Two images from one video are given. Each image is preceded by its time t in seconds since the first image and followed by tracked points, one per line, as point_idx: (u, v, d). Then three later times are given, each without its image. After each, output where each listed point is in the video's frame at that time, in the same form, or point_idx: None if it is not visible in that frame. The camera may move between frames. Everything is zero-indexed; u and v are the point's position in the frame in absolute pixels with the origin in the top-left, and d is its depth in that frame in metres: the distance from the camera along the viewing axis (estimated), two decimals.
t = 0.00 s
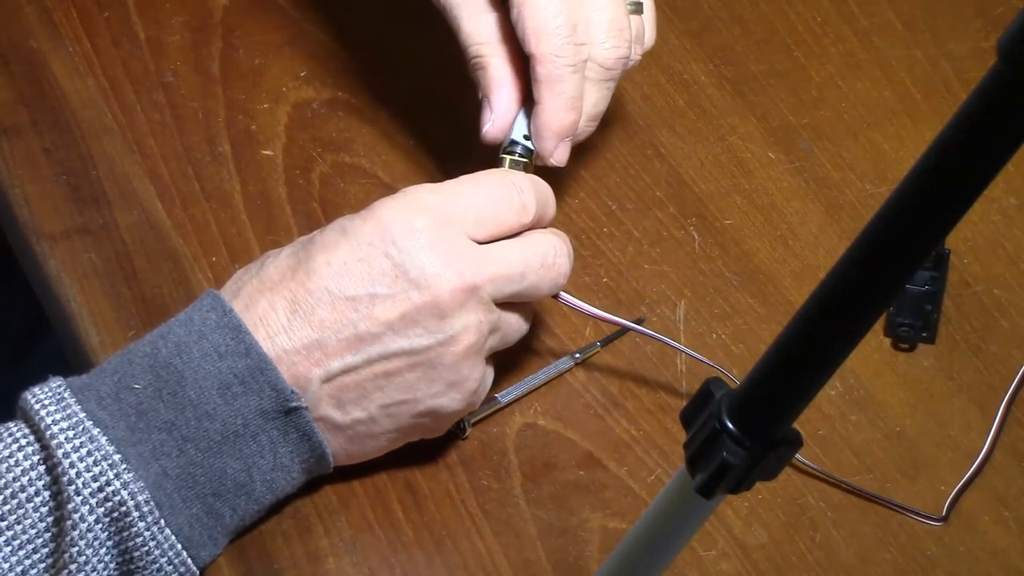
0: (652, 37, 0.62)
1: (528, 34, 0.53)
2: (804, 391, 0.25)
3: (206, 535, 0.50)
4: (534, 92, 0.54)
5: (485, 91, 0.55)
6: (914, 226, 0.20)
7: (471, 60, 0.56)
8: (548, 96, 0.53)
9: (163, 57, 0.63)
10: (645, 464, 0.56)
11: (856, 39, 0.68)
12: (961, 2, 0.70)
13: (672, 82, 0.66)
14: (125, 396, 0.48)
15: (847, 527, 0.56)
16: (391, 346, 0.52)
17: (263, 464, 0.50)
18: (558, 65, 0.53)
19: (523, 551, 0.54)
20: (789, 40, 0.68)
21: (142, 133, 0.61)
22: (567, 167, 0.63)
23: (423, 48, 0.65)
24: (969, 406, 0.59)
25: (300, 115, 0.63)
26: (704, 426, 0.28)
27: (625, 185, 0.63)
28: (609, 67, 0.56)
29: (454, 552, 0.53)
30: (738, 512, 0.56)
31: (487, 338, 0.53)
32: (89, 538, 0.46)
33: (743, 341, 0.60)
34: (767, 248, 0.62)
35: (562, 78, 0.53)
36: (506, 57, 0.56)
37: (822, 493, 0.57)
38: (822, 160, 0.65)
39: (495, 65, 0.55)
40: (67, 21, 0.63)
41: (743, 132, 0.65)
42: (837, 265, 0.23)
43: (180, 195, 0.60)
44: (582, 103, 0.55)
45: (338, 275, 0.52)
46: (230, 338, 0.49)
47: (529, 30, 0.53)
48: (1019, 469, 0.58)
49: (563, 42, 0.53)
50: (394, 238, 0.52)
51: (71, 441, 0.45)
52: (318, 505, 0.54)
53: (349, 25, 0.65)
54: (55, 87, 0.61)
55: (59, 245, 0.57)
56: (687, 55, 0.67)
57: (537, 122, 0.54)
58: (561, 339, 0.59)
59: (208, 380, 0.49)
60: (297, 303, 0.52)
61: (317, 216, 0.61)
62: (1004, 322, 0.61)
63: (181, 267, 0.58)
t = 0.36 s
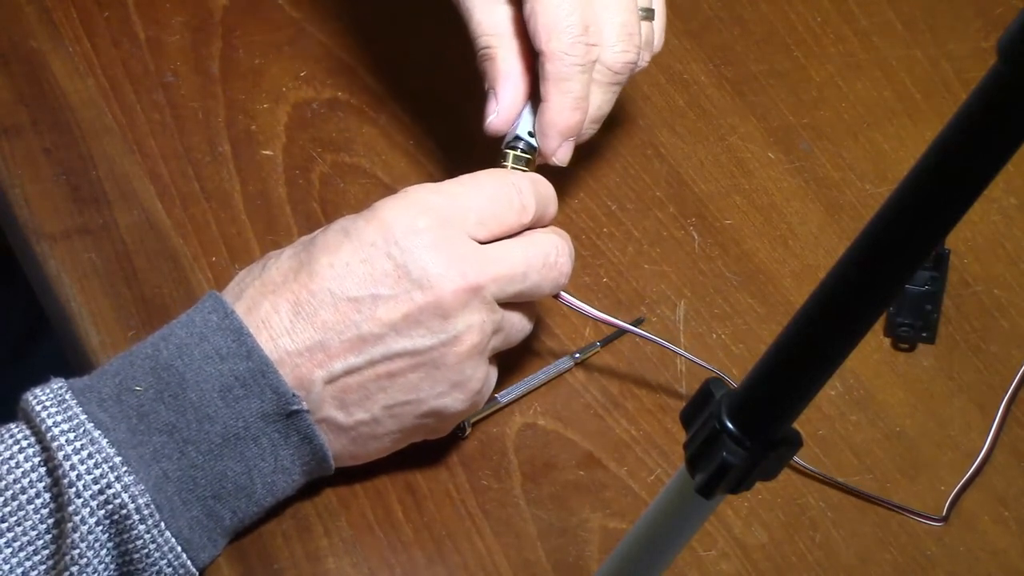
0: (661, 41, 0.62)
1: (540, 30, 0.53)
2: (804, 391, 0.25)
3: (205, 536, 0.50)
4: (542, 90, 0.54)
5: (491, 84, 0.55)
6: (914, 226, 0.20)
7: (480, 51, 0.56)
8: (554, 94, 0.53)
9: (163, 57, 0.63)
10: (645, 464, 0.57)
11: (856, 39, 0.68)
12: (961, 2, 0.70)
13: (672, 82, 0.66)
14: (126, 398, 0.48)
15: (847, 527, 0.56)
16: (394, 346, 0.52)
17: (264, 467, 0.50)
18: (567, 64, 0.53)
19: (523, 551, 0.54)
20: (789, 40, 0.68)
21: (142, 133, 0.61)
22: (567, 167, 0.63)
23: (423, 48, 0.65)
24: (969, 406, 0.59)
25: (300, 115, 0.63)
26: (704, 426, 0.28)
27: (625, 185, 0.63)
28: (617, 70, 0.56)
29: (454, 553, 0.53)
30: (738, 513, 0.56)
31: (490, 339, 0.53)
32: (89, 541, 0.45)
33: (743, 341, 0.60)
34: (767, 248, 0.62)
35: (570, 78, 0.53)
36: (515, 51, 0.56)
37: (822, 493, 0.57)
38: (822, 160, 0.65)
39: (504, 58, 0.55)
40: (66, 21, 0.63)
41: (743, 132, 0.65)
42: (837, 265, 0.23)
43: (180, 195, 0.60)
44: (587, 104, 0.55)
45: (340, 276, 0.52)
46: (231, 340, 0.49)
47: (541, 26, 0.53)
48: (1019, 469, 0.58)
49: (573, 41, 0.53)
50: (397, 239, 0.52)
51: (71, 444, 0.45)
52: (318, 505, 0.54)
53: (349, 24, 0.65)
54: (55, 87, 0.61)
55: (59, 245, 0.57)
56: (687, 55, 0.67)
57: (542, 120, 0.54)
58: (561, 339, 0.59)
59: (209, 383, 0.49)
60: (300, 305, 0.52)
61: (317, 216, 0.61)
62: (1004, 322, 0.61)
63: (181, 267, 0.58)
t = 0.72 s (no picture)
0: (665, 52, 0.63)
1: (556, 27, 0.53)
2: (804, 391, 0.25)
3: (206, 538, 0.50)
4: (550, 86, 0.54)
5: (498, 76, 0.55)
6: (914, 226, 0.20)
7: (488, 42, 0.56)
8: (562, 91, 0.53)
9: (163, 57, 0.63)
10: (645, 464, 0.57)
11: (856, 39, 0.68)
12: (961, 2, 0.70)
13: (672, 82, 0.66)
14: (129, 400, 0.47)
15: (847, 526, 0.56)
16: (401, 344, 0.52)
17: (266, 470, 0.50)
18: (580, 63, 0.53)
19: (523, 552, 0.54)
20: (789, 39, 0.68)
21: (142, 133, 0.61)
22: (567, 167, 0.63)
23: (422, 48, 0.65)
24: (969, 406, 0.59)
25: (300, 114, 0.63)
26: (704, 426, 0.28)
27: (625, 185, 0.63)
28: (626, 77, 0.56)
29: (454, 552, 0.54)
30: (738, 512, 0.56)
31: (496, 334, 0.54)
32: (92, 543, 0.45)
33: (743, 341, 0.60)
34: (767, 248, 0.62)
35: (580, 77, 0.53)
36: (526, 46, 0.55)
37: (822, 493, 0.57)
38: (822, 160, 0.65)
39: (515, 52, 0.55)
40: (66, 21, 0.63)
41: (743, 132, 0.65)
42: (837, 265, 0.23)
43: (180, 195, 0.60)
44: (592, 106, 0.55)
45: (346, 275, 0.52)
46: (235, 343, 0.49)
47: (558, 23, 0.53)
48: (1020, 469, 0.58)
49: (589, 40, 0.53)
50: (402, 237, 0.52)
51: (74, 446, 0.45)
52: (319, 505, 0.54)
53: (349, 24, 0.65)
54: (55, 87, 0.61)
55: (59, 245, 0.57)
56: (687, 55, 0.67)
57: (547, 117, 0.54)
58: (560, 338, 0.59)
59: (212, 385, 0.48)
60: (306, 305, 0.51)
61: (318, 215, 0.61)
62: (1004, 321, 0.61)
63: (181, 267, 0.58)
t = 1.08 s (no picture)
0: (664, 58, 0.64)
1: (560, 15, 0.54)
2: (804, 391, 0.25)
3: (209, 542, 0.50)
4: (550, 74, 0.54)
5: (496, 61, 0.54)
6: (914, 226, 0.20)
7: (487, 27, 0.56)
8: (561, 80, 0.53)
9: (163, 57, 0.63)
10: (645, 464, 0.57)
11: (856, 39, 0.68)
12: (961, 2, 0.70)
13: (672, 82, 0.66)
14: (134, 404, 0.47)
15: (847, 526, 0.56)
16: (409, 348, 0.52)
17: (271, 475, 0.50)
18: (581, 53, 0.53)
19: (523, 552, 0.54)
20: (789, 39, 0.68)
21: (142, 133, 0.61)
22: (567, 167, 0.63)
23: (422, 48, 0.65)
24: (969, 406, 0.59)
25: (300, 114, 0.63)
26: (704, 426, 0.28)
27: (625, 185, 0.62)
28: (625, 72, 0.57)
29: (454, 552, 0.54)
30: (738, 512, 0.56)
31: (502, 332, 0.54)
32: (96, 549, 0.45)
33: (743, 341, 0.60)
34: (767, 248, 0.62)
35: (580, 67, 0.54)
36: (526, 33, 0.55)
37: (822, 492, 0.57)
38: (822, 160, 0.65)
39: (514, 39, 0.55)
40: (67, 21, 0.63)
41: (743, 132, 0.65)
42: (837, 264, 0.23)
43: (179, 195, 0.60)
44: (590, 98, 0.55)
45: (354, 281, 0.51)
46: (240, 348, 0.49)
47: (562, 11, 0.54)
48: (1020, 468, 0.58)
49: (592, 31, 0.54)
50: (409, 241, 0.51)
51: (79, 451, 0.45)
52: (319, 505, 0.54)
53: (349, 24, 0.65)
54: (55, 87, 0.61)
55: (59, 245, 0.57)
56: (687, 55, 0.67)
57: (545, 105, 0.53)
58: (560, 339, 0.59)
59: (217, 390, 0.48)
60: (314, 312, 0.51)
61: (318, 216, 0.61)
62: (1004, 322, 0.62)
63: (181, 268, 0.58)
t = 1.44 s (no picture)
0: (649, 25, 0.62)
1: None
2: (804, 391, 0.25)
3: (211, 545, 0.49)
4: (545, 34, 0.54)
5: (481, 19, 0.52)
6: (913, 226, 0.20)
7: None
8: (557, 38, 0.53)
9: (163, 57, 0.63)
10: (645, 464, 0.57)
11: (856, 39, 0.68)
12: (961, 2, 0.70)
13: (672, 82, 0.66)
14: (140, 414, 0.46)
15: (847, 526, 0.56)
16: (427, 367, 0.52)
17: (275, 480, 0.49)
18: (577, 14, 0.54)
19: (523, 552, 0.54)
20: (789, 39, 0.68)
21: (143, 133, 0.61)
22: (567, 167, 0.62)
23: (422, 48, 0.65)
24: (969, 406, 0.59)
25: (300, 114, 0.63)
26: (704, 426, 0.28)
27: (625, 185, 0.62)
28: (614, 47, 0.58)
29: (454, 552, 0.54)
30: (738, 513, 0.56)
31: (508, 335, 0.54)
32: (101, 561, 0.44)
33: (743, 341, 0.60)
34: (767, 248, 0.62)
35: (576, 28, 0.54)
36: None
37: (822, 492, 0.57)
38: (822, 160, 0.65)
39: None
40: (66, 21, 0.63)
41: (743, 132, 0.65)
42: (837, 264, 0.23)
43: (179, 195, 0.60)
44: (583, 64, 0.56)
45: (381, 309, 0.49)
46: (247, 355, 0.47)
47: None
48: (1019, 468, 0.58)
49: None
50: (440, 271, 0.48)
51: (86, 463, 0.43)
52: (319, 506, 0.54)
53: (349, 24, 0.65)
54: (55, 87, 0.61)
55: (59, 245, 0.57)
56: (687, 55, 0.66)
57: (540, 63, 0.53)
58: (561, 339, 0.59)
59: (226, 401, 0.46)
60: (340, 337, 0.49)
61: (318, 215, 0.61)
62: (1004, 322, 0.62)
63: (181, 268, 0.58)
